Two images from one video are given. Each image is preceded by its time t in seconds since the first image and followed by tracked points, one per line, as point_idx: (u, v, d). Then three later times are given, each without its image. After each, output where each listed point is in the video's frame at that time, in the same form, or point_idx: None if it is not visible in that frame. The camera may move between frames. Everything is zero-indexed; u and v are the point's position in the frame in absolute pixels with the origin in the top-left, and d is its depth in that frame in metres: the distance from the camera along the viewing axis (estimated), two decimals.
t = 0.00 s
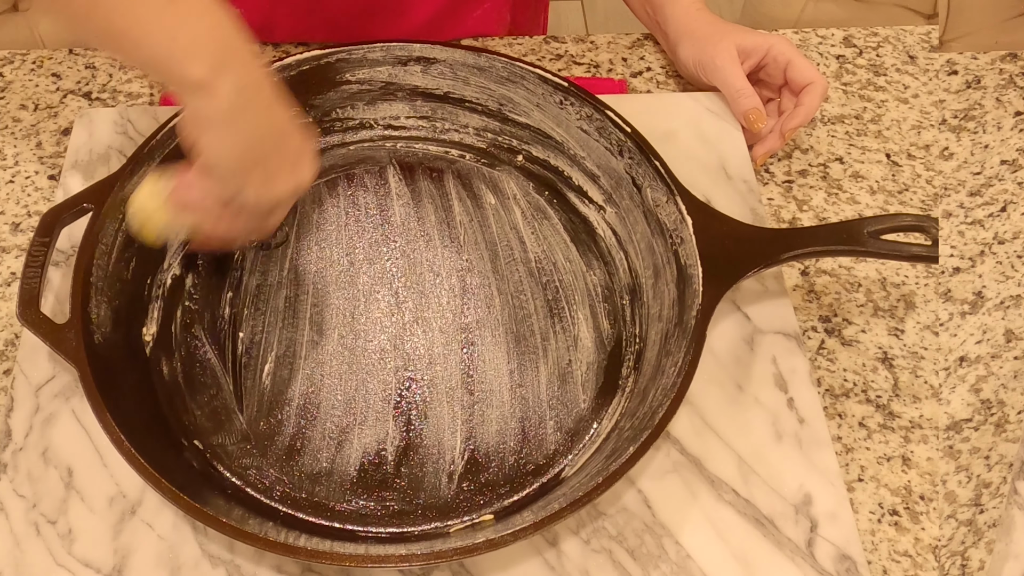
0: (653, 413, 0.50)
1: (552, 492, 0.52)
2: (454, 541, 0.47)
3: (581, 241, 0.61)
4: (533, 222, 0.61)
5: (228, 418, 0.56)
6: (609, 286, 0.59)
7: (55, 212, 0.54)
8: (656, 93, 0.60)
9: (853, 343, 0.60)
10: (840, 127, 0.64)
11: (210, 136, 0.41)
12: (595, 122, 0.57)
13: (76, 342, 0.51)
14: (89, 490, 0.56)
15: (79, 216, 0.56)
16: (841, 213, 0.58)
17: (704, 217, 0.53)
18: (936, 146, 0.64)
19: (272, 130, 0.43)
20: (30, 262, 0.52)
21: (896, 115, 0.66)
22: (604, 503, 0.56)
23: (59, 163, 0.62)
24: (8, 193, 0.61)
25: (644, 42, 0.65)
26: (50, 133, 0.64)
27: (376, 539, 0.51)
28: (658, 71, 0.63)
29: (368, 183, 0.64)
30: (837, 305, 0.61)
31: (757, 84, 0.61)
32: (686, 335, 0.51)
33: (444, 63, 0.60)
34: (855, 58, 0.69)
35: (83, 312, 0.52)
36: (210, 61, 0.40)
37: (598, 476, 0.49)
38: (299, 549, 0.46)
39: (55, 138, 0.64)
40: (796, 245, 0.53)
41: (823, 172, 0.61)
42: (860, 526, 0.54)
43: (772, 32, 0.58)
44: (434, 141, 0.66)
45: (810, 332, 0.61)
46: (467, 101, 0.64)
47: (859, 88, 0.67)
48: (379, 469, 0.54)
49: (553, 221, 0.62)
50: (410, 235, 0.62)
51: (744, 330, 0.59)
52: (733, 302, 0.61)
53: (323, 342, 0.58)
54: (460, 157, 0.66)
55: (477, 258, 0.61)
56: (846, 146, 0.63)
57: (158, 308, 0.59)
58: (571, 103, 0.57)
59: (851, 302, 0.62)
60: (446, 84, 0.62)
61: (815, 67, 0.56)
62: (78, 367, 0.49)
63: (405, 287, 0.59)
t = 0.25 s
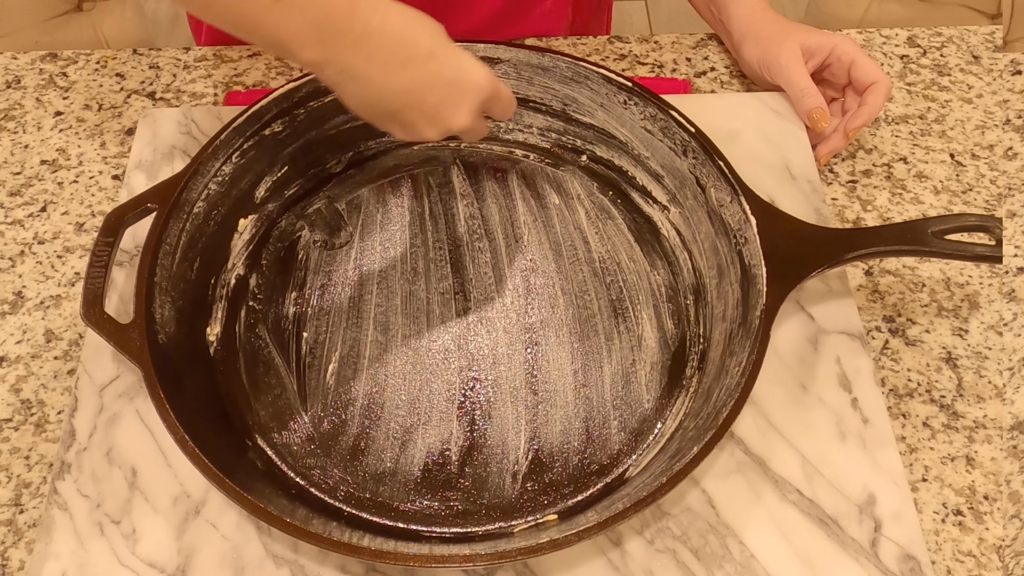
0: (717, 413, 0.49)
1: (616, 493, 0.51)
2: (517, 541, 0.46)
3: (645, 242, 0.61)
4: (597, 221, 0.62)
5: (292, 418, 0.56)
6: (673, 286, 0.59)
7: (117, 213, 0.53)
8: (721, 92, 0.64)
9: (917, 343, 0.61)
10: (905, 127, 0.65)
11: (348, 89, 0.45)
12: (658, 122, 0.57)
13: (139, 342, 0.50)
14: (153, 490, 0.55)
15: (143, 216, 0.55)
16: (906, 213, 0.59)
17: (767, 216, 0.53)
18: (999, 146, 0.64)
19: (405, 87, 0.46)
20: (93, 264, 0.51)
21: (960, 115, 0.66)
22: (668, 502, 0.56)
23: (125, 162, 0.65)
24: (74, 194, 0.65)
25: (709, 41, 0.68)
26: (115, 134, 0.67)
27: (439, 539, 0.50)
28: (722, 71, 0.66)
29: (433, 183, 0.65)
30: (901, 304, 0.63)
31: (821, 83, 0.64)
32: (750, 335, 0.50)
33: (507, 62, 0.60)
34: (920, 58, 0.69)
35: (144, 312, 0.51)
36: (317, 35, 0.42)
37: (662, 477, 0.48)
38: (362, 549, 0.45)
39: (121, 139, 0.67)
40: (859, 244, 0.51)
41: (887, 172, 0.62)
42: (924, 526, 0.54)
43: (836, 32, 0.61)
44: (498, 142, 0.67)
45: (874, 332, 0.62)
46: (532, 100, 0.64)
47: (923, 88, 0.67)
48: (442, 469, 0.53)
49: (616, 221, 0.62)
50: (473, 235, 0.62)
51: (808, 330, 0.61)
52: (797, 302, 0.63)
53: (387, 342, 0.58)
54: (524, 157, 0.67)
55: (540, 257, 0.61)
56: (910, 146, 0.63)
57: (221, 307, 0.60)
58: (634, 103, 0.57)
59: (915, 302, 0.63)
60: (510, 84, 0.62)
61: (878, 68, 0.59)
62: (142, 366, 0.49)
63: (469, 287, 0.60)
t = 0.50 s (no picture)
0: (738, 413, 0.49)
1: (637, 492, 0.51)
2: (538, 540, 0.46)
3: (666, 241, 0.61)
4: (618, 221, 0.62)
5: (314, 417, 0.56)
6: (695, 286, 0.59)
7: (138, 214, 0.54)
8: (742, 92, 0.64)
9: (938, 343, 0.62)
10: (926, 127, 0.65)
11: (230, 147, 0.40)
12: (680, 122, 0.57)
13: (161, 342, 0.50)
14: (174, 490, 0.55)
15: (164, 216, 0.56)
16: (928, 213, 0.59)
17: (788, 216, 0.53)
18: (1022, 146, 0.63)
19: (304, 160, 0.41)
20: (114, 263, 0.52)
21: (981, 115, 0.66)
22: (690, 503, 0.56)
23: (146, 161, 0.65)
24: (94, 194, 0.65)
25: (729, 41, 0.68)
26: (138, 133, 0.67)
27: (461, 539, 0.50)
28: (744, 71, 0.66)
29: (453, 182, 0.65)
30: (923, 304, 0.63)
31: (842, 83, 0.65)
32: (771, 335, 0.50)
33: (529, 63, 0.60)
34: (941, 58, 0.69)
35: (165, 312, 0.51)
36: (236, 81, 0.37)
37: (684, 476, 0.48)
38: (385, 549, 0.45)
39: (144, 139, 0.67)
40: (881, 243, 0.51)
41: (908, 172, 0.62)
42: (946, 526, 0.54)
43: (857, 32, 0.61)
44: (519, 142, 0.67)
45: (896, 332, 0.63)
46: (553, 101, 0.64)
47: (944, 88, 0.67)
48: (464, 470, 0.53)
49: (638, 221, 0.62)
50: (494, 235, 0.62)
51: (830, 330, 0.61)
52: (820, 302, 0.63)
53: (408, 342, 0.58)
54: (545, 156, 0.67)
55: (562, 258, 0.61)
56: (932, 146, 0.63)
57: (243, 307, 0.60)
58: (656, 103, 0.58)
59: (937, 302, 0.64)
60: (531, 84, 0.63)
61: (899, 67, 0.59)
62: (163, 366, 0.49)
63: (490, 287, 0.60)
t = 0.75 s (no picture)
0: (738, 414, 0.49)
1: (637, 493, 0.51)
2: (538, 540, 0.46)
3: (666, 242, 0.61)
4: (618, 221, 0.62)
5: (313, 417, 0.56)
6: (695, 286, 0.59)
7: (138, 214, 0.54)
8: (742, 92, 0.64)
9: (938, 343, 0.62)
10: (926, 127, 0.65)
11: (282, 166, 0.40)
12: (680, 122, 0.57)
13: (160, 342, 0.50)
14: (174, 490, 0.55)
15: (164, 216, 0.56)
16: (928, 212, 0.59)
17: (788, 215, 0.53)
18: (1022, 146, 0.63)
19: (352, 160, 0.41)
20: (114, 263, 0.52)
21: (981, 115, 0.66)
22: (690, 503, 0.56)
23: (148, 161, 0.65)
24: (95, 194, 0.65)
25: (729, 42, 0.68)
26: (138, 133, 0.67)
27: (461, 539, 0.50)
28: (743, 71, 0.66)
29: (453, 182, 0.65)
30: (923, 304, 0.63)
31: (842, 83, 0.65)
32: (771, 335, 0.50)
33: (529, 63, 0.60)
34: (941, 58, 0.69)
35: (164, 313, 0.51)
36: (290, 87, 0.37)
37: (684, 476, 0.48)
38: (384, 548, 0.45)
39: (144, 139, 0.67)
40: (881, 243, 0.50)
41: (908, 172, 0.62)
42: (946, 526, 0.54)
43: (857, 32, 0.61)
44: (519, 142, 0.67)
45: (896, 332, 0.63)
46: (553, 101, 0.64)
47: (944, 88, 0.67)
48: (464, 469, 0.53)
49: (638, 220, 0.62)
50: (494, 236, 0.62)
51: (830, 330, 0.61)
52: (820, 302, 0.63)
53: (409, 341, 0.58)
54: (545, 156, 0.67)
55: (562, 258, 0.61)
56: (931, 146, 0.63)
57: (242, 307, 0.60)
58: (656, 103, 0.58)
59: (937, 302, 0.64)
60: (531, 84, 0.63)
61: (899, 67, 0.59)
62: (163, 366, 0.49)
63: (490, 287, 0.60)
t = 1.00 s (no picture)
0: (738, 414, 0.49)
1: (638, 493, 0.51)
2: (538, 541, 0.46)
3: (666, 241, 0.61)
4: (618, 221, 0.62)
5: (313, 417, 0.56)
6: (695, 286, 0.59)
7: (138, 214, 0.54)
8: (742, 92, 0.64)
9: (938, 343, 0.62)
10: (926, 127, 0.65)
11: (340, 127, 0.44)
12: (680, 122, 0.57)
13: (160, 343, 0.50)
14: (174, 490, 0.55)
15: (164, 216, 0.56)
16: (928, 212, 0.59)
17: (788, 216, 0.53)
18: (1022, 146, 0.63)
19: (408, 119, 0.44)
20: (114, 263, 0.52)
21: (981, 115, 0.66)
22: (690, 502, 0.56)
23: (147, 161, 0.65)
24: (95, 194, 0.65)
25: (729, 42, 0.68)
26: (138, 133, 0.67)
27: (461, 539, 0.50)
28: (744, 71, 0.66)
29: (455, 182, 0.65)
30: (923, 305, 0.63)
31: (842, 83, 0.65)
32: (771, 335, 0.50)
33: (529, 62, 0.60)
34: (941, 58, 0.69)
35: (164, 313, 0.51)
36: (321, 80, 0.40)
37: (684, 476, 0.48)
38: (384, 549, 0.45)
39: (144, 138, 0.67)
40: (881, 243, 0.50)
41: (908, 172, 0.62)
42: (946, 526, 0.54)
43: (858, 31, 0.61)
44: (519, 142, 0.67)
45: (896, 332, 0.63)
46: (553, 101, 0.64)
47: (945, 88, 0.67)
48: (464, 469, 0.53)
49: (638, 220, 0.62)
50: (495, 236, 0.62)
51: (830, 330, 0.61)
52: (820, 302, 0.63)
53: (408, 342, 0.58)
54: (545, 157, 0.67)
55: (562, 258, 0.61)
56: (932, 146, 0.63)
57: (243, 306, 0.60)
58: (656, 103, 0.57)
59: (937, 302, 0.64)
60: (531, 84, 0.63)
61: (900, 67, 0.59)
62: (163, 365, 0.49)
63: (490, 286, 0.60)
